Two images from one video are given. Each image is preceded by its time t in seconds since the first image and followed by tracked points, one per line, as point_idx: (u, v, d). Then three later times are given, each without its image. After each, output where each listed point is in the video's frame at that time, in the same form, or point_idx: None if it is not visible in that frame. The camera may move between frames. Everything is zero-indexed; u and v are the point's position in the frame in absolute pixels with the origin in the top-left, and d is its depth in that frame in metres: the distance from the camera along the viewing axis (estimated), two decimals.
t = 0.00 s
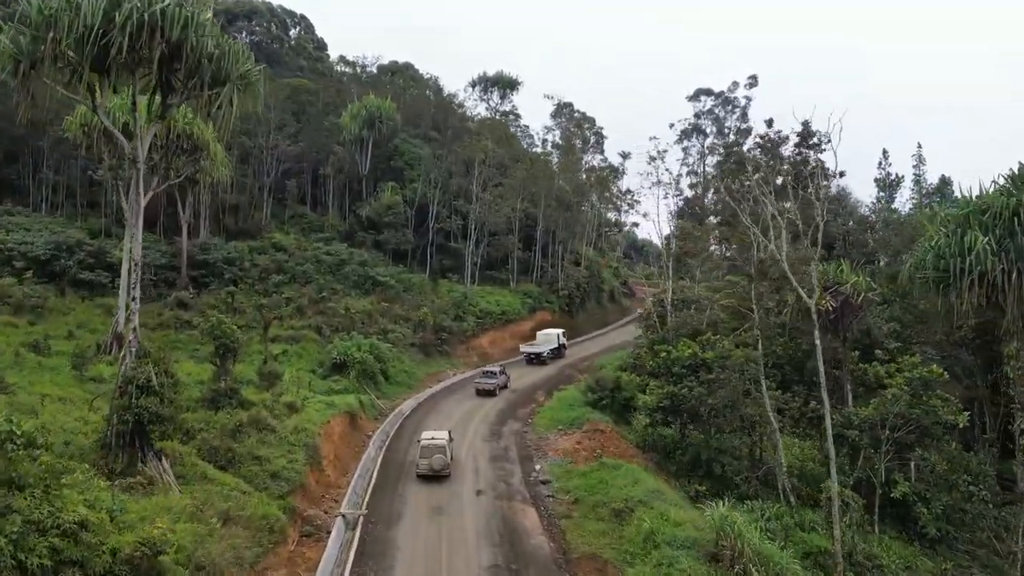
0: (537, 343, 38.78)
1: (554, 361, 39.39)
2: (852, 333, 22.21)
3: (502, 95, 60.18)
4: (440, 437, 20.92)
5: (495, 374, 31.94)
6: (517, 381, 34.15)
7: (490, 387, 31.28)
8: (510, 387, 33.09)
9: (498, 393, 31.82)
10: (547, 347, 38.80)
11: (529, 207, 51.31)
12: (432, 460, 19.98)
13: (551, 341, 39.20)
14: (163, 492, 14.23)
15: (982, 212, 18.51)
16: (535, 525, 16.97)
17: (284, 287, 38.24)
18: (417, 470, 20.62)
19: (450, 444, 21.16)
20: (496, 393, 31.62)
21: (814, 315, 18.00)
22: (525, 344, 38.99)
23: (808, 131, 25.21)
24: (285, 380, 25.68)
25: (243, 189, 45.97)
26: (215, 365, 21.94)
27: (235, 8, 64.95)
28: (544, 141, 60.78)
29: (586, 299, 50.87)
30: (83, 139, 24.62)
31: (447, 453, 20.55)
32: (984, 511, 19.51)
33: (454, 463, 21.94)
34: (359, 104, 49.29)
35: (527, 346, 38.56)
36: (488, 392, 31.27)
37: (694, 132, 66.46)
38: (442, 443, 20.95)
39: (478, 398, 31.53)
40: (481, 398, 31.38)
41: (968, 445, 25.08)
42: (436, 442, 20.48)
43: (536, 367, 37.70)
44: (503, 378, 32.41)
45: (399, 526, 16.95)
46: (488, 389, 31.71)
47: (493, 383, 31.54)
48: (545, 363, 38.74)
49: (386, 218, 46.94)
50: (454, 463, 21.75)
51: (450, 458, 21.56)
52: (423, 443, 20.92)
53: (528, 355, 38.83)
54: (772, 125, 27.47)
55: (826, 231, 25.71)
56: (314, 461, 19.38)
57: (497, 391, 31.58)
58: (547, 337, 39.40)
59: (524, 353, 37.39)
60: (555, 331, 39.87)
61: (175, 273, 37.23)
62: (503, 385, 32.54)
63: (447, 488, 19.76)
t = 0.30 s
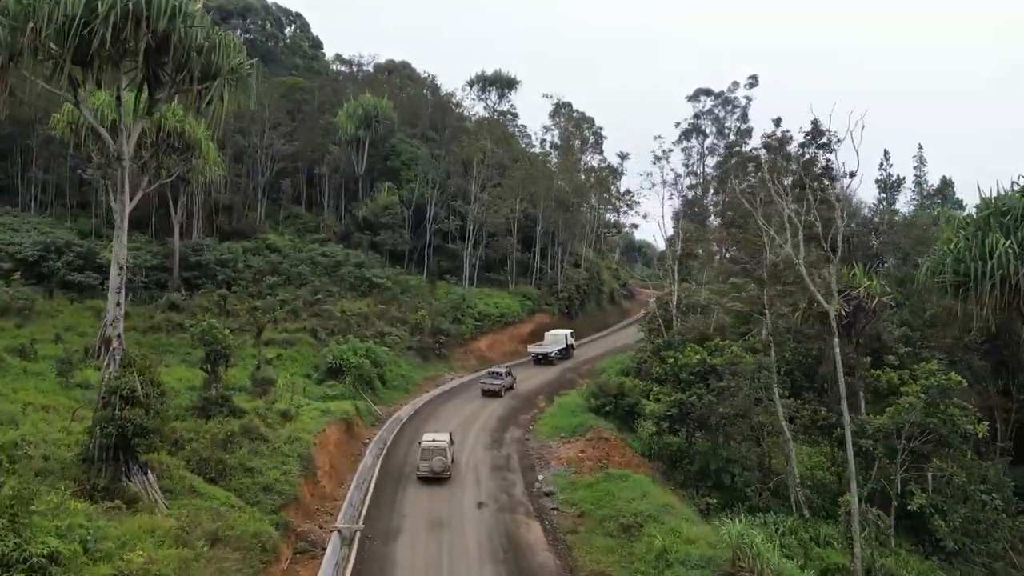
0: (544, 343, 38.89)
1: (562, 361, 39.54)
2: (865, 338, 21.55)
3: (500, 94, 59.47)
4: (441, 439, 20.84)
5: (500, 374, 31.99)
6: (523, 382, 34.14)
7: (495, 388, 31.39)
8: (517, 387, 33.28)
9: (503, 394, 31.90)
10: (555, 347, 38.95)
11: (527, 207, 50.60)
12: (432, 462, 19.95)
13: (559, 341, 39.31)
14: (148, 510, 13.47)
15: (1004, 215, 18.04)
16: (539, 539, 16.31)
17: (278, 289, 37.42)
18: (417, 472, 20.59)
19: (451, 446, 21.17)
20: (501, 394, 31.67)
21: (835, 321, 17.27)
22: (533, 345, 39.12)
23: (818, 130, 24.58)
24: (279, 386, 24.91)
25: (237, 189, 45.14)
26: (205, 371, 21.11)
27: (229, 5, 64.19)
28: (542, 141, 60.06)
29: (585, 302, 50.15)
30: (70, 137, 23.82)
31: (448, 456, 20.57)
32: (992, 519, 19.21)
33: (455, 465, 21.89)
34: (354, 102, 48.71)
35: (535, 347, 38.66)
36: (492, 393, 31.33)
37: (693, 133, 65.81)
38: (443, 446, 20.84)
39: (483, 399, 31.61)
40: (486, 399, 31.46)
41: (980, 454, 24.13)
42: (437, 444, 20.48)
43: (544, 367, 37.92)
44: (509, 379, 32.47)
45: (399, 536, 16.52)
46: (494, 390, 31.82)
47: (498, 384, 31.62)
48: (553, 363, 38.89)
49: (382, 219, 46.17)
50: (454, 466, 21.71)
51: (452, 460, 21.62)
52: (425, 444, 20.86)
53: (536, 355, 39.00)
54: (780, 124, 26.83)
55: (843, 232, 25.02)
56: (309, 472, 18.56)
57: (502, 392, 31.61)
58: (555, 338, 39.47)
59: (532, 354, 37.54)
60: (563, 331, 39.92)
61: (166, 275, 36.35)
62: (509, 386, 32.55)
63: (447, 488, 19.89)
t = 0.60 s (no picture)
0: (554, 343, 38.95)
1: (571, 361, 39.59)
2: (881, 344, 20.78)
3: (499, 92, 58.65)
4: (443, 441, 20.56)
5: (507, 375, 31.90)
6: (530, 382, 34.14)
7: (501, 389, 31.39)
8: (525, 387, 33.38)
9: (509, 395, 31.79)
10: (563, 348, 39.01)
11: (526, 207, 49.77)
12: (433, 464, 19.82)
13: (567, 342, 39.31)
14: (130, 530, 12.68)
15: None
16: (544, 554, 15.57)
17: (273, 290, 36.59)
18: (420, 473, 20.48)
19: (451, 449, 20.85)
20: (508, 395, 31.64)
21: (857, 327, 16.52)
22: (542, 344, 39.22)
23: (830, 128, 23.93)
24: (272, 391, 24.09)
25: (231, 188, 44.29)
26: (195, 377, 20.29)
27: (224, 1, 63.34)
28: (542, 139, 59.22)
29: (585, 303, 49.37)
30: (54, 134, 23.04)
31: (449, 457, 20.33)
32: (1013, 531, 18.46)
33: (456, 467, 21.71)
34: (351, 100, 47.21)
35: (544, 347, 38.65)
36: (498, 394, 31.34)
37: (694, 132, 65.01)
38: (445, 447, 20.58)
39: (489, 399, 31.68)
40: (493, 399, 31.47)
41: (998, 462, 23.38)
42: (438, 446, 20.26)
43: (553, 367, 38.04)
44: (516, 380, 32.32)
45: (400, 542, 16.27)
46: (499, 392, 31.66)
47: (504, 385, 31.58)
48: (562, 363, 39.00)
49: (379, 219, 45.31)
50: (455, 471, 21.25)
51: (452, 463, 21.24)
52: (427, 445, 20.71)
53: (545, 355, 39.08)
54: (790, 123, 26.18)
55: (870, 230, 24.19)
56: (303, 483, 17.72)
57: (509, 393, 31.56)
58: (564, 338, 39.52)
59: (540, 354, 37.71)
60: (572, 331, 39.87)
61: (157, 276, 35.48)
62: (515, 387, 32.42)
63: (447, 492, 19.56)
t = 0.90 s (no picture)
0: (563, 343, 39.01)
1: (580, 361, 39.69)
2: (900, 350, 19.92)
3: (497, 90, 57.74)
4: (444, 442, 20.41)
5: (513, 375, 31.83)
6: (539, 382, 34.17)
7: (507, 389, 31.35)
8: (533, 386, 33.42)
9: (516, 395, 31.70)
10: (573, 348, 39.08)
11: (526, 206, 48.86)
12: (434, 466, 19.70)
13: (576, 342, 39.34)
14: (108, 553, 11.76)
15: None
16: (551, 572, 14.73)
17: (267, 291, 35.62)
18: (420, 475, 20.31)
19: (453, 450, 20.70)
20: (515, 395, 31.58)
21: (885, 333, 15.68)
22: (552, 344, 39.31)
23: (843, 125, 23.18)
24: (264, 398, 23.15)
25: (224, 186, 43.28)
26: (182, 384, 19.31)
27: None
28: (541, 138, 58.29)
29: (586, 305, 48.53)
30: (38, 129, 22.16)
31: (450, 459, 20.19)
32: None
33: (457, 469, 21.54)
34: (348, 97, 46.22)
35: (553, 347, 38.89)
36: (505, 394, 31.27)
37: (695, 131, 64.16)
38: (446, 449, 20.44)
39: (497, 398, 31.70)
40: (499, 400, 31.40)
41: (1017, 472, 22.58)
42: (438, 448, 20.22)
43: (562, 366, 38.19)
44: (523, 380, 32.24)
45: (399, 547, 16.06)
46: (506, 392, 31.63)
47: (511, 385, 31.54)
48: (571, 363, 39.09)
49: (376, 218, 44.36)
50: (456, 477, 20.68)
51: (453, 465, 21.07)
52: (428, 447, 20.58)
53: (555, 355, 39.27)
54: (801, 120, 25.44)
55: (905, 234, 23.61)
56: (296, 497, 16.80)
57: (516, 393, 31.50)
58: (573, 338, 39.59)
59: (549, 353, 37.85)
60: (581, 332, 39.87)
61: (148, 276, 34.46)
62: (522, 387, 32.32)
63: (448, 495, 19.39)
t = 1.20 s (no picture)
0: (573, 342, 38.95)
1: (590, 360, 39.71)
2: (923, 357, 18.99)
3: (497, 87, 56.75)
4: (446, 444, 20.06)
5: (522, 375, 31.57)
6: (548, 382, 34.00)
7: (515, 390, 31.13)
8: (542, 386, 33.24)
9: (523, 395, 31.46)
10: (583, 347, 39.07)
11: (526, 205, 47.94)
12: (434, 468, 19.35)
13: (586, 341, 39.33)
14: None
15: None
16: None
17: (260, 292, 34.64)
18: (421, 477, 20.07)
19: (454, 451, 20.36)
20: (523, 395, 31.33)
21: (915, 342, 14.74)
22: (561, 343, 39.24)
23: (859, 121, 22.20)
24: (254, 404, 22.18)
25: (217, 184, 42.25)
26: (167, 392, 18.35)
27: None
28: (541, 136, 57.30)
29: (586, 306, 47.69)
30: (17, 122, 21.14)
31: (450, 461, 19.85)
32: None
33: (459, 471, 21.29)
34: (344, 94, 45.15)
35: (563, 347, 38.79)
36: (512, 394, 31.02)
37: (696, 130, 63.22)
38: (448, 451, 20.09)
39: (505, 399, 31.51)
40: (507, 400, 31.17)
41: None
42: (440, 450, 19.80)
43: (572, 365, 38.20)
44: (531, 380, 31.99)
45: (396, 552, 15.82)
46: (515, 392, 31.43)
47: (519, 385, 31.32)
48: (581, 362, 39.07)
49: (373, 218, 43.37)
50: (456, 482, 20.23)
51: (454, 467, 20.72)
52: (429, 449, 20.25)
53: (565, 354, 39.14)
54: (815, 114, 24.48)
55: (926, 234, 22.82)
56: (287, 512, 15.85)
57: (523, 393, 31.25)
58: (583, 337, 39.55)
59: (559, 353, 37.81)
60: (591, 331, 39.79)
61: (136, 277, 33.40)
62: (531, 387, 32.06)
63: (448, 499, 19.03)
